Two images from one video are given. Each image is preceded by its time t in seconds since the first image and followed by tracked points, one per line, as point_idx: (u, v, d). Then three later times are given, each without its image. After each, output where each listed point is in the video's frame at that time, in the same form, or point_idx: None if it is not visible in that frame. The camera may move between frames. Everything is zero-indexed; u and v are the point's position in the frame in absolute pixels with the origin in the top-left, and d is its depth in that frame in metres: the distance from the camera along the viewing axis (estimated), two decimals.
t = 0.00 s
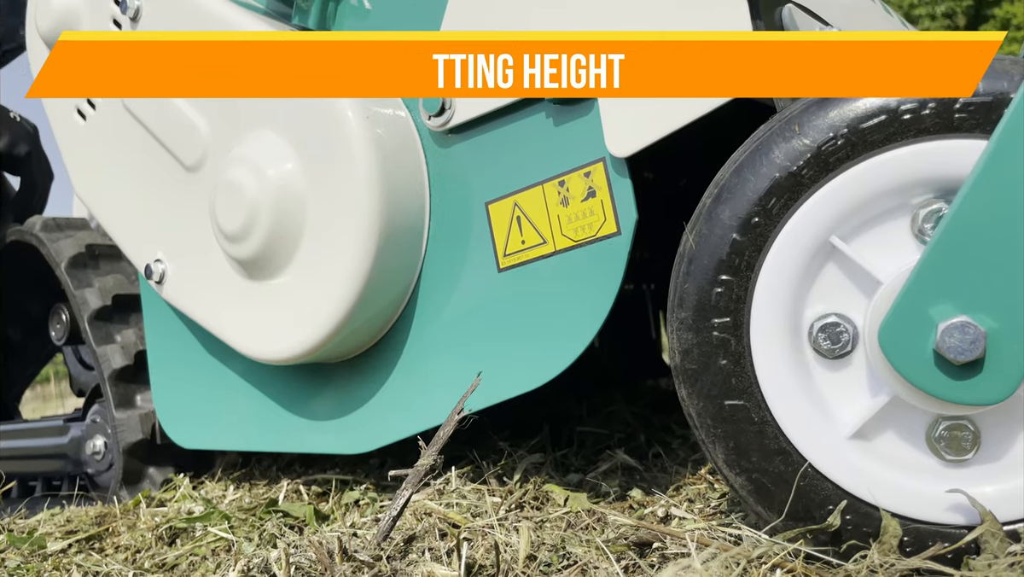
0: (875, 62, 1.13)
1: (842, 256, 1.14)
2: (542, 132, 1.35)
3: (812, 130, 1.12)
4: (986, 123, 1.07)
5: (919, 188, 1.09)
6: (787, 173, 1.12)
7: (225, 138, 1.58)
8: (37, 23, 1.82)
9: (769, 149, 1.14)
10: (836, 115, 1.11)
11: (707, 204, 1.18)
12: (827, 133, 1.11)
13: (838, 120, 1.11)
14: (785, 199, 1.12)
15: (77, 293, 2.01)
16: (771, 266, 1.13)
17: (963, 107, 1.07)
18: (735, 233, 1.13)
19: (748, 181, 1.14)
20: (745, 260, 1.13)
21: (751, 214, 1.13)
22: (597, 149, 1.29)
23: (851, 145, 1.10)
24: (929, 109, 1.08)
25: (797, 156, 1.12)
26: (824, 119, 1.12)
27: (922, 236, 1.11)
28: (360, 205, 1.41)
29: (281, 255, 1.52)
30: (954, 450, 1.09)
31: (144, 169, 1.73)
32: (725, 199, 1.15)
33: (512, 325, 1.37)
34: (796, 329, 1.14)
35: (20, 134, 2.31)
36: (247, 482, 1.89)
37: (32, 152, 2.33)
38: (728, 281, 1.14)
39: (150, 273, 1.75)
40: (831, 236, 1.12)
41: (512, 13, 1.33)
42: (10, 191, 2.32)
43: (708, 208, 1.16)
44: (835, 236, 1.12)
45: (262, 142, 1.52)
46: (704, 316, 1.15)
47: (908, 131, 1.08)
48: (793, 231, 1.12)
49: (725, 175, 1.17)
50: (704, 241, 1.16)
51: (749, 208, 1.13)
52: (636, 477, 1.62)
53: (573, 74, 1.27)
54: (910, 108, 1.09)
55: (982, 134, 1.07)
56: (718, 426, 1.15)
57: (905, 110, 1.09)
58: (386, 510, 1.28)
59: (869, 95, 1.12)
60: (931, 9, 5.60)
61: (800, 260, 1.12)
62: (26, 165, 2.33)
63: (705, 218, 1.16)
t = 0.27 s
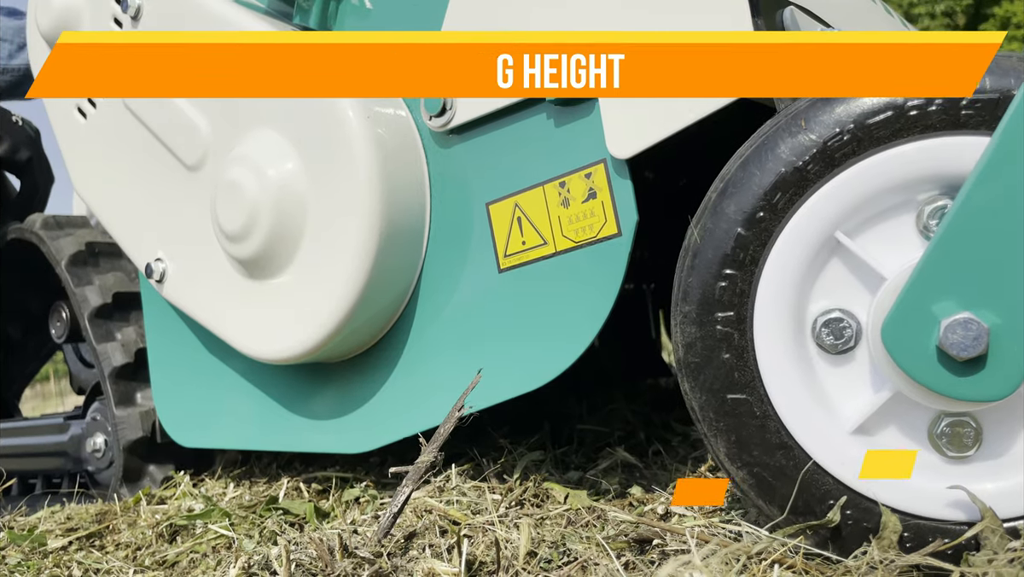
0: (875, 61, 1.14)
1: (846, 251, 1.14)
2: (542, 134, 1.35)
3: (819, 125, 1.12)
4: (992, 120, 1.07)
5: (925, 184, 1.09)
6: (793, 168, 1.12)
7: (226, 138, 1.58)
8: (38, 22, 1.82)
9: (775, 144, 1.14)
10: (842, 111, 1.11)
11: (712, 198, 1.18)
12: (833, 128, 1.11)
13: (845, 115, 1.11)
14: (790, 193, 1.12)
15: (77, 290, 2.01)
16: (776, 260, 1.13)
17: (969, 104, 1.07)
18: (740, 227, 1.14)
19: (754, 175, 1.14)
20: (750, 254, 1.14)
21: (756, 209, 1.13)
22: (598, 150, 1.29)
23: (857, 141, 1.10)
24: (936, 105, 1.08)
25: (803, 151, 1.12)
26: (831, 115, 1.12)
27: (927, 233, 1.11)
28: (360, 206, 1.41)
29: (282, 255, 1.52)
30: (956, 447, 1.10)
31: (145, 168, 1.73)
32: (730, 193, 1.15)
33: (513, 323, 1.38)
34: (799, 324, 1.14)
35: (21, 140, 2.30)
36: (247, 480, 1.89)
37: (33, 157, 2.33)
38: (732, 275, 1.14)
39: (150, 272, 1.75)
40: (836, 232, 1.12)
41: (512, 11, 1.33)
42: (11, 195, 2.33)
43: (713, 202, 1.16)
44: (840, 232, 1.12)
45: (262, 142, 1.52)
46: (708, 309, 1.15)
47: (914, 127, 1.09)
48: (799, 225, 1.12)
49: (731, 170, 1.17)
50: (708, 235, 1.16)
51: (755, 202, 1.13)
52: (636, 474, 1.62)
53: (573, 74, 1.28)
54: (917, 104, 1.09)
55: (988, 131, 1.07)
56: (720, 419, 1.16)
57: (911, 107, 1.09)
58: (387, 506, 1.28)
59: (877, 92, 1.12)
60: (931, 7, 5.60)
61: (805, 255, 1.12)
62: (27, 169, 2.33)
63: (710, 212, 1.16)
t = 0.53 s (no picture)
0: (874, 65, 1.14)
1: (851, 248, 1.14)
2: (543, 136, 1.35)
3: (826, 122, 1.11)
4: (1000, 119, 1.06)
5: (932, 182, 1.08)
6: (799, 164, 1.11)
7: (226, 138, 1.58)
8: (38, 21, 1.82)
9: (781, 140, 1.13)
10: (850, 108, 1.10)
11: (718, 194, 1.17)
12: (840, 125, 1.10)
13: (852, 112, 1.10)
14: (796, 189, 1.12)
15: (77, 289, 2.01)
16: (780, 256, 1.12)
17: (977, 102, 1.06)
18: (746, 222, 1.13)
19: (760, 171, 1.13)
20: (755, 250, 1.13)
21: (762, 205, 1.12)
22: (598, 154, 1.29)
23: (864, 138, 1.09)
24: (943, 104, 1.07)
25: (810, 147, 1.11)
26: (838, 111, 1.11)
27: (933, 231, 1.10)
28: (360, 208, 1.41)
29: (282, 256, 1.52)
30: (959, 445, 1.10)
31: (144, 168, 1.73)
32: (736, 188, 1.14)
33: (514, 323, 1.37)
34: (803, 320, 1.14)
35: (21, 135, 2.30)
36: (247, 479, 1.89)
37: (33, 152, 2.33)
38: (737, 270, 1.13)
39: (150, 273, 1.75)
40: (841, 228, 1.12)
41: (512, 12, 1.33)
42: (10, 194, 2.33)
43: (719, 198, 1.16)
44: (845, 229, 1.12)
45: (262, 143, 1.52)
46: (712, 304, 1.15)
47: (921, 125, 1.07)
48: (805, 221, 1.11)
49: (737, 165, 1.16)
50: (713, 230, 1.15)
51: (760, 198, 1.12)
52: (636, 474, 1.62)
53: (573, 74, 1.27)
54: (925, 102, 1.08)
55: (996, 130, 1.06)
56: (722, 414, 1.16)
57: (919, 104, 1.08)
58: (387, 505, 1.28)
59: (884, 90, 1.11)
60: (931, 7, 5.60)
61: (810, 251, 1.12)
62: (27, 164, 2.33)
63: (716, 208, 1.15)
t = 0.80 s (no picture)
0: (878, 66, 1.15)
1: (856, 245, 1.14)
2: (544, 139, 1.35)
3: (832, 118, 1.10)
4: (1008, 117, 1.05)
5: (938, 179, 1.08)
6: (806, 160, 1.11)
7: (226, 139, 1.58)
8: (38, 20, 1.82)
9: (788, 137, 1.13)
10: (858, 105, 1.10)
11: (724, 189, 1.17)
12: (847, 122, 1.10)
13: (860, 109, 1.09)
14: (802, 186, 1.11)
15: (76, 288, 2.01)
16: (785, 253, 1.12)
17: (985, 100, 1.05)
18: (751, 218, 1.13)
19: (766, 167, 1.13)
20: (760, 246, 1.13)
21: (768, 201, 1.12)
22: (598, 157, 1.29)
23: (872, 135, 1.09)
24: (951, 101, 1.06)
25: (816, 144, 1.11)
26: (845, 108, 1.10)
27: (939, 229, 1.10)
28: (360, 210, 1.41)
29: (281, 257, 1.52)
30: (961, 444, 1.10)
31: (144, 168, 1.73)
32: (743, 184, 1.14)
33: (516, 322, 1.37)
34: (806, 317, 1.14)
35: (21, 139, 2.30)
36: (246, 478, 1.89)
37: (33, 157, 2.33)
38: (741, 266, 1.13)
39: (149, 274, 1.75)
40: (846, 226, 1.11)
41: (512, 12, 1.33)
42: (11, 199, 2.34)
43: (726, 193, 1.15)
44: (851, 226, 1.12)
45: (262, 144, 1.52)
46: (716, 300, 1.15)
47: (929, 122, 1.07)
48: (810, 217, 1.11)
49: (744, 161, 1.16)
50: (719, 225, 1.15)
51: (766, 194, 1.12)
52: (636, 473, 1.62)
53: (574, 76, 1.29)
54: (932, 99, 1.07)
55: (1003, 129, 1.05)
56: (725, 409, 1.16)
57: (926, 102, 1.07)
58: (386, 504, 1.28)
59: (893, 83, 1.10)
60: (931, 6, 5.60)
61: (814, 248, 1.12)
62: (27, 168, 2.33)
63: (722, 203, 1.15)
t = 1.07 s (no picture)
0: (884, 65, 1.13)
1: (861, 243, 1.13)
2: (544, 143, 1.34)
3: (838, 116, 1.10)
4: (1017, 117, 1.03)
5: (944, 179, 1.07)
6: (811, 158, 1.10)
7: (225, 141, 1.57)
8: (38, 20, 1.82)
9: (794, 134, 1.12)
10: (863, 103, 1.09)
11: (729, 186, 1.17)
12: (853, 120, 1.09)
13: (866, 107, 1.09)
14: (808, 184, 1.11)
15: (75, 288, 2.01)
16: (790, 251, 1.12)
17: (992, 100, 1.04)
18: (755, 216, 1.12)
19: (772, 164, 1.13)
20: (764, 244, 1.13)
21: (772, 198, 1.12)
22: (598, 162, 1.29)
23: (878, 133, 1.08)
24: (958, 100, 1.05)
25: (822, 142, 1.10)
26: (852, 106, 1.10)
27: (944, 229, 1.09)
28: (358, 214, 1.41)
29: (281, 259, 1.52)
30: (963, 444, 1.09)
31: (144, 169, 1.73)
32: (748, 181, 1.14)
33: (516, 323, 1.37)
34: (810, 315, 1.14)
35: (22, 135, 2.31)
36: (245, 478, 1.88)
37: (34, 153, 2.33)
38: (745, 263, 1.13)
39: (149, 275, 1.75)
40: (851, 224, 1.11)
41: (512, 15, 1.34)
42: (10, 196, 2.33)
43: (731, 190, 1.16)
44: (856, 224, 1.11)
45: (263, 146, 1.51)
46: (719, 297, 1.15)
47: (935, 122, 1.06)
48: (815, 215, 1.11)
49: (749, 159, 1.16)
50: (723, 222, 1.15)
51: (771, 192, 1.12)
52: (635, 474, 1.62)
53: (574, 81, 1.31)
54: (939, 98, 1.05)
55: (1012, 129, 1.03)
56: (726, 406, 1.16)
57: (934, 101, 1.05)
58: (385, 505, 1.28)
59: (900, 81, 1.08)
60: (930, 7, 5.60)
61: (818, 246, 1.11)
62: (28, 165, 2.33)
63: (726, 200, 1.15)
